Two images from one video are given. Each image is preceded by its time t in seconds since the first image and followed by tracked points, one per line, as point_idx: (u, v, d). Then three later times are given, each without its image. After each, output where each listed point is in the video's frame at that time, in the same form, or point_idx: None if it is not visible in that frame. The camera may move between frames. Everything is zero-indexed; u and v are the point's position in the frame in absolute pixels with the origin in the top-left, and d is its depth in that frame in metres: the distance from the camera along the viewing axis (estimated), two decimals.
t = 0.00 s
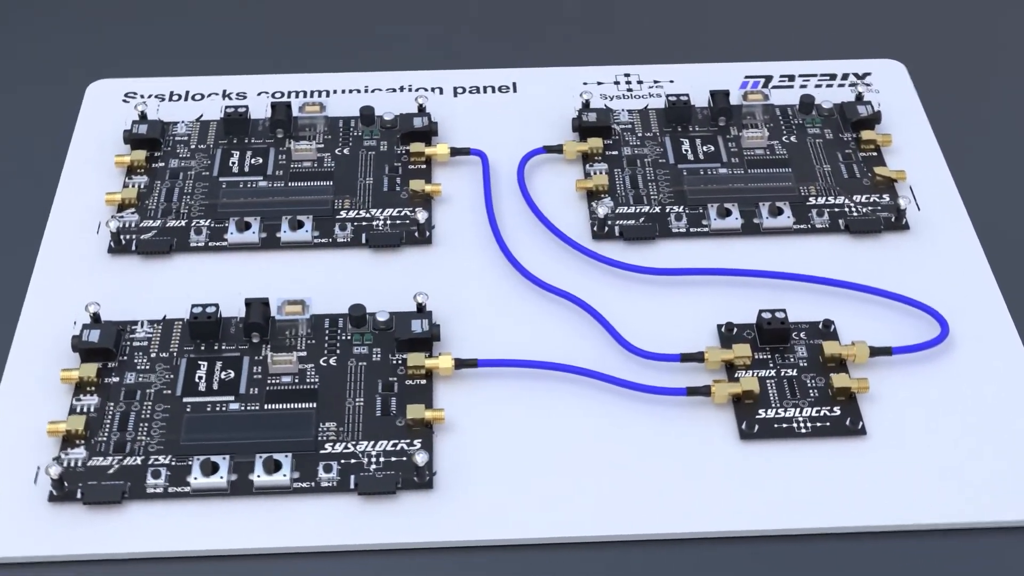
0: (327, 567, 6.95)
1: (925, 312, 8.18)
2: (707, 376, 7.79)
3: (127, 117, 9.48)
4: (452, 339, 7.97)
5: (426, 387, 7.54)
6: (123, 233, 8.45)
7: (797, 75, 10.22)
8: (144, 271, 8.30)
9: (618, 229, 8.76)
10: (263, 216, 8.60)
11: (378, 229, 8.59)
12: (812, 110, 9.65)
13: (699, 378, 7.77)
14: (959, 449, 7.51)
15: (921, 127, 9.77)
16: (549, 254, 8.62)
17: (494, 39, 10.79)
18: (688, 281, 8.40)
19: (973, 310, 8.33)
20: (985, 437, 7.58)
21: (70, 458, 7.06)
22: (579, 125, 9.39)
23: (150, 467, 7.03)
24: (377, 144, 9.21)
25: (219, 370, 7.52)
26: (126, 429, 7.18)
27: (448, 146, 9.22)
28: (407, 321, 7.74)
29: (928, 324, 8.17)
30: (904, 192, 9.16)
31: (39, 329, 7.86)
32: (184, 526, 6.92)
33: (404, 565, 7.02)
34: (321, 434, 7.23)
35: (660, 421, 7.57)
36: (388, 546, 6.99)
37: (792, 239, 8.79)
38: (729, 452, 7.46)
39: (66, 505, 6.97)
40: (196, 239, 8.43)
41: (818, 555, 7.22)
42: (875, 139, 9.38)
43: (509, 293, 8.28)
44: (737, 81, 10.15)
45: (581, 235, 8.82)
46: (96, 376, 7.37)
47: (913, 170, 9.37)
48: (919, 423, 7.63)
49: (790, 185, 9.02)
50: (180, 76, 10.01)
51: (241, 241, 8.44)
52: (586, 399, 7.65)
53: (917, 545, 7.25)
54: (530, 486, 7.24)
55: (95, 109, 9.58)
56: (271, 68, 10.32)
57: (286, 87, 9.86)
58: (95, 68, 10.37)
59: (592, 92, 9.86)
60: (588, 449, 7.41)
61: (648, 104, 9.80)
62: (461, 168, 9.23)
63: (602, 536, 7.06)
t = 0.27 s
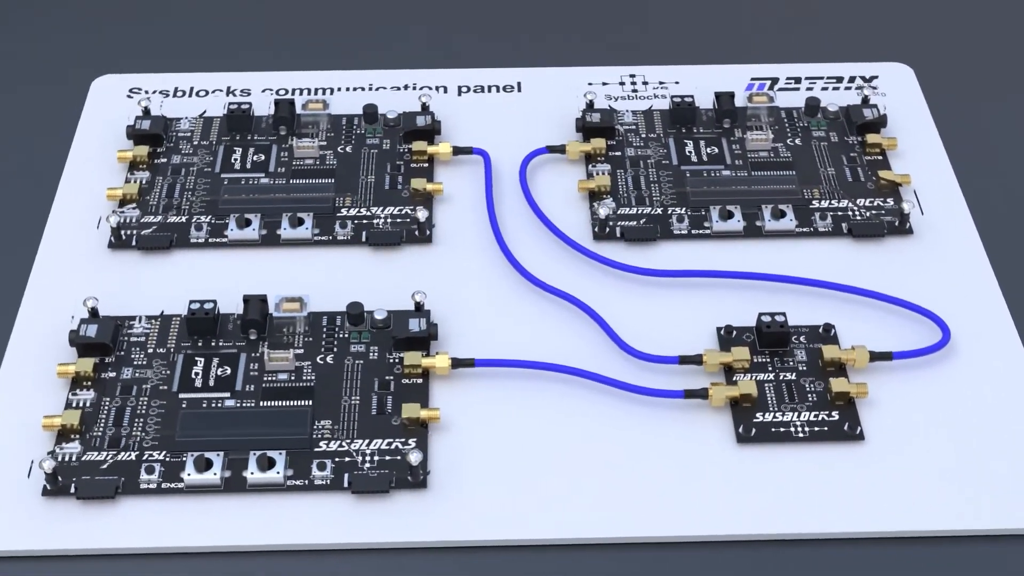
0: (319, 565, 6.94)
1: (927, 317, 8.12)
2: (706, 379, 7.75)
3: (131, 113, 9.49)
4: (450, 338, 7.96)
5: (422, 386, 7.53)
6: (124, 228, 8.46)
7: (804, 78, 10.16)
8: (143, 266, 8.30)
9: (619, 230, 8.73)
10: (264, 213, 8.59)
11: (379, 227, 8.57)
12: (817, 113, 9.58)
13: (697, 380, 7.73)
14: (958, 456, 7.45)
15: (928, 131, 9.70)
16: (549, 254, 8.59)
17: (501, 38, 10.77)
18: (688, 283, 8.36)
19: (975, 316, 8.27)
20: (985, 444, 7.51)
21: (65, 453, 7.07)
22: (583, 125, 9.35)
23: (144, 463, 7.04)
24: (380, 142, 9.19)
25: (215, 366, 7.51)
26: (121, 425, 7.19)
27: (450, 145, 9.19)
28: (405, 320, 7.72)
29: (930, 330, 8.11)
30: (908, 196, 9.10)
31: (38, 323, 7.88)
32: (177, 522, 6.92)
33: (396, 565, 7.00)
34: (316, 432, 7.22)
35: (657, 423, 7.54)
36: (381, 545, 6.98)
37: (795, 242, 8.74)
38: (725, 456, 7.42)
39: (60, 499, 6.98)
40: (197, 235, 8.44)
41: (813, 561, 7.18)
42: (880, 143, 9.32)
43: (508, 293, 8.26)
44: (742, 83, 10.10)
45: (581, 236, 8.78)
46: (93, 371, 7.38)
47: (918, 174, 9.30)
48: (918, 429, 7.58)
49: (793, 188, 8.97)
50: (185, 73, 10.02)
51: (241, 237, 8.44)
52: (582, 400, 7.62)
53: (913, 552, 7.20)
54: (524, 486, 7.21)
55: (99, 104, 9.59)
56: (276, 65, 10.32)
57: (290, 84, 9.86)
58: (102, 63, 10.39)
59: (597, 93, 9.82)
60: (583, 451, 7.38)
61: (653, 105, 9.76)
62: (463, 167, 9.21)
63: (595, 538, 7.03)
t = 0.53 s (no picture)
0: (311, 563, 6.92)
1: (928, 323, 8.06)
2: (704, 381, 7.71)
3: (135, 109, 9.50)
4: (447, 337, 7.94)
5: (418, 385, 7.51)
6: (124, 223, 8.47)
7: (810, 80, 10.11)
8: (143, 261, 8.31)
9: (620, 230, 8.70)
10: (264, 210, 8.59)
11: (379, 225, 8.55)
12: (823, 116, 9.52)
13: (694, 383, 7.69)
14: (956, 462, 7.39)
15: (934, 135, 9.64)
16: (549, 254, 8.56)
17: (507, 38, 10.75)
18: (688, 285, 8.32)
19: (977, 322, 8.20)
20: (984, 451, 7.45)
21: (60, 447, 7.08)
22: (586, 125, 9.32)
23: (138, 458, 7.04)
24: (383, 140, 9.17)
25: (212, 363, 7.51)
26: (116, 420, 7.20)
27: (453, 144, 9.17)
28: (402, 319, 7.70)
29: (931, 335, 8.05)
30: (913, 201, 9.04)
31: (36, 317, 7.89)
32: (170, 517, 6.91)
33: (388, 564, 6.97)
34: (311, 429, 7.21)
35: (653, 426, 7.50)
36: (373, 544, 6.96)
37: (797, 246, 8.69)
38: (722, 459, 7.37)
39: (54, 493, 6.98)
40: (197, 231, 8.44)
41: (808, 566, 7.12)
42: (885, 147, 9.26)
43: (507, 293, 8.24)
44: (748, 85, 10.05)
45: (582, 236, 8.75)
46: (89, 365, 7.39)
47: (923, 179, 9.24)
48: (917, 435, 7.52)
49: (796, 191, 8.92)
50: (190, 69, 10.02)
51: (241, 234, 8.44)
52: (579, 401, 7.59)
53: (910, 558, 7.14)
54: (519, 487, 7.19)
55: (104, 99, 9.61)
56: (282, 64, 10.33)
57: (295, 81, 9.86)
58: (108, 60, 10.41)
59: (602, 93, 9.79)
60: (579, 452, 7.35)
61: (658, 106, 9.71)
62: (465, 166, 9.19)
63: (589, 540, 7.00)
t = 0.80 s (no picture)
0: (303, 560, 6.91)
1: (929, 328, 8.00)
2: (701, 384, 7.67)
3: (140, 104, 9.51)
4: (445, 337, 7.92)
5: (415, 384, 7.49)
6: (126, 218, 8.48)
7: (817, 83, 10.06)
8: (143, 257, 8.32)
9: (621, 232, 8.67)
10: (266, 207, 8.59)
11: (380, 223, 8.54)
12: (828, 119, 9.46)
13: (692, 386, 7.65)
14: (954, 469, 7.34)
15: (940, 140, 9.57)
16: (549, 254, 8.54)
17: (513, 38, 10.73)
18: (688, 287, 8.29)
19: (979, 328, 8.14)
20: (982, 458, 7.39)
21: (55, 441, 7.10)
22: (590, 126, 9.29)
23: (133, 453, 7.05)
24: (385, 138, 9.16)
25: (209, 359, 7.51)
26: (112, 414, 7.21)
27: (455, 143, 9.15)
28: (400, 317, 7.69)
29: (932, 340, 7.99)
30: (917, 206, 8.98)
31: (35, 311, 7.91)
32: (163, 513, 6.91)
33: (380, 563, 6.95)
34: (306, 427, 7.20)
35: (650, 428, 7.47)
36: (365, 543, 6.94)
37: (799, 249, 8.64)
38: (717, 463, 7.34)
39: (48, 487, 6.99)
40: (197, 227, 8.45)
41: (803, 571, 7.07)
42: (890, 151, 9.20)
43: (506, 293, 8.21)
44: (754, 87, 10.00)
45: (583, 236, 8.73)
46: (86, 360, 7.40)
47: (928, 183, 9.18)
48: (915, 441, 7.46)
49: (800, 194, 8.87)
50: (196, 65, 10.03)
51: (241, 230, 8.44)
52: (575, 402, 7.56)
53: (905, 565, 7.08)
54: (513, 488, 7.17)
55: (109, 94, 9.62)
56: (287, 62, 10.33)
57: (300, 79, 9.85)
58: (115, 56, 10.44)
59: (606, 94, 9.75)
60: (574, 453, 7.32)
61: (662, 107, 9.67)
62: (468, 165, 9.17)
63: (583, 542, 6.98)
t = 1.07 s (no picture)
0: (296, 558, 6.90)
1: (930, 333, 7.95)
2: (699, 387, 7.64)
3: (144, 100, 9.52)
4: (443, 336, 7.91)
5: (411, 383, 7.47)
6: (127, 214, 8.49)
7: (823, 86, 10.01)
8: (143, 252, 8.32)
9: (622, 233, 8.64)
10: (267, 204, 8.58)
11: (380, 222, 8.53)
12: (834, 122, 9.41)
13: (689, 388, 7.62)
14: (953, 475, 7.28)
15: (946, 144, 9.51)
16: (549, 255, 8.52)
17: (519, 39, 10.71)
18: (688, 289, 8.25)
19: (980, 334, 8.08)
20: (981, 465, 7.33)
21: (50, 435, 7.11)
22: (593, 126, 9.26)
23: (128, 448, 7.05)
24: (388, 137, 9.14)
25: (206, 355, 7.51)
26: (107, 409, 7.21)
27: (458, 142, 9.13)
28: (397, 316, 7.67)
29: (933, 346, 7.94)
30: (921, 210, 8.92)
31: (34, 306, 7.93)
32: (156, 508, 6.92)
33: (373, 561, 6.94)
34: (301, 424, 7.20)
35: (646, 430, 7.44)
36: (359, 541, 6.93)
37: (801, 252, 8.59)
38: (713, 466, 7.30)
39: (42, 481, 7.00)
40: (198, 223, 8.45)
41: None
42: (895, 154, 9.14)
43: (505, 292, 8.19)
44: (760, 89, 9.96)
45: (584, 237, 8.70)
46: (83, 354, 7.41)
47: (933, 188, 9.12)
48: (914, 447, 7.41)
49: (803, 197, 8.82)
50: (201, 62, 10.03)
51: (242, 227, 8.44)
52: (572, 403, 7.54)
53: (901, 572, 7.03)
54: (508, 489, 7.14)
55: (113, 90, 9.64)
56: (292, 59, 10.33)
57: (304, 76, 9.85)
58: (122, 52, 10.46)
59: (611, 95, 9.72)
60: (569, 454, 7.30)
61: (667, 108, 9.63)
62: (470, 164, 9.16)
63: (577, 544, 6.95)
